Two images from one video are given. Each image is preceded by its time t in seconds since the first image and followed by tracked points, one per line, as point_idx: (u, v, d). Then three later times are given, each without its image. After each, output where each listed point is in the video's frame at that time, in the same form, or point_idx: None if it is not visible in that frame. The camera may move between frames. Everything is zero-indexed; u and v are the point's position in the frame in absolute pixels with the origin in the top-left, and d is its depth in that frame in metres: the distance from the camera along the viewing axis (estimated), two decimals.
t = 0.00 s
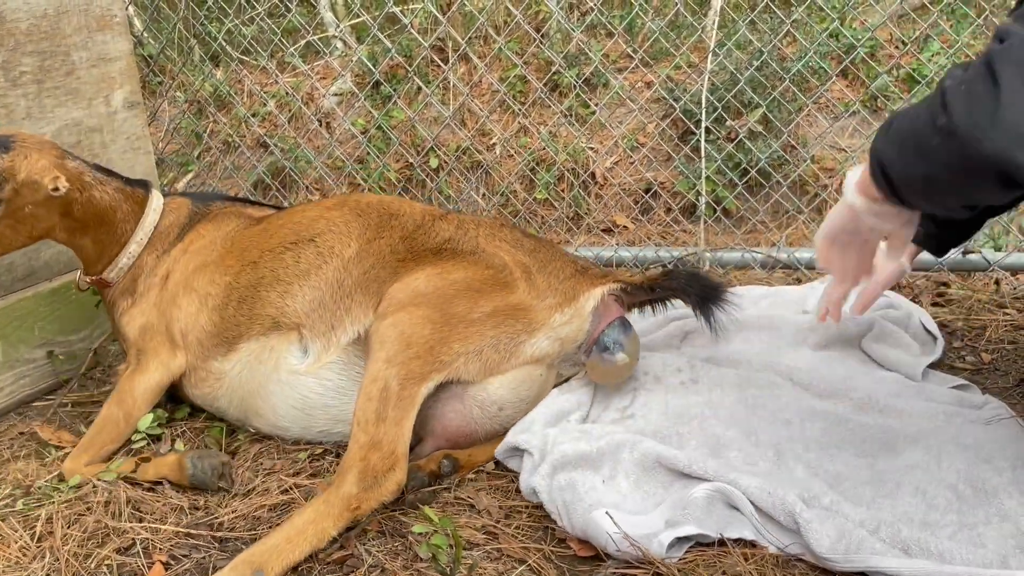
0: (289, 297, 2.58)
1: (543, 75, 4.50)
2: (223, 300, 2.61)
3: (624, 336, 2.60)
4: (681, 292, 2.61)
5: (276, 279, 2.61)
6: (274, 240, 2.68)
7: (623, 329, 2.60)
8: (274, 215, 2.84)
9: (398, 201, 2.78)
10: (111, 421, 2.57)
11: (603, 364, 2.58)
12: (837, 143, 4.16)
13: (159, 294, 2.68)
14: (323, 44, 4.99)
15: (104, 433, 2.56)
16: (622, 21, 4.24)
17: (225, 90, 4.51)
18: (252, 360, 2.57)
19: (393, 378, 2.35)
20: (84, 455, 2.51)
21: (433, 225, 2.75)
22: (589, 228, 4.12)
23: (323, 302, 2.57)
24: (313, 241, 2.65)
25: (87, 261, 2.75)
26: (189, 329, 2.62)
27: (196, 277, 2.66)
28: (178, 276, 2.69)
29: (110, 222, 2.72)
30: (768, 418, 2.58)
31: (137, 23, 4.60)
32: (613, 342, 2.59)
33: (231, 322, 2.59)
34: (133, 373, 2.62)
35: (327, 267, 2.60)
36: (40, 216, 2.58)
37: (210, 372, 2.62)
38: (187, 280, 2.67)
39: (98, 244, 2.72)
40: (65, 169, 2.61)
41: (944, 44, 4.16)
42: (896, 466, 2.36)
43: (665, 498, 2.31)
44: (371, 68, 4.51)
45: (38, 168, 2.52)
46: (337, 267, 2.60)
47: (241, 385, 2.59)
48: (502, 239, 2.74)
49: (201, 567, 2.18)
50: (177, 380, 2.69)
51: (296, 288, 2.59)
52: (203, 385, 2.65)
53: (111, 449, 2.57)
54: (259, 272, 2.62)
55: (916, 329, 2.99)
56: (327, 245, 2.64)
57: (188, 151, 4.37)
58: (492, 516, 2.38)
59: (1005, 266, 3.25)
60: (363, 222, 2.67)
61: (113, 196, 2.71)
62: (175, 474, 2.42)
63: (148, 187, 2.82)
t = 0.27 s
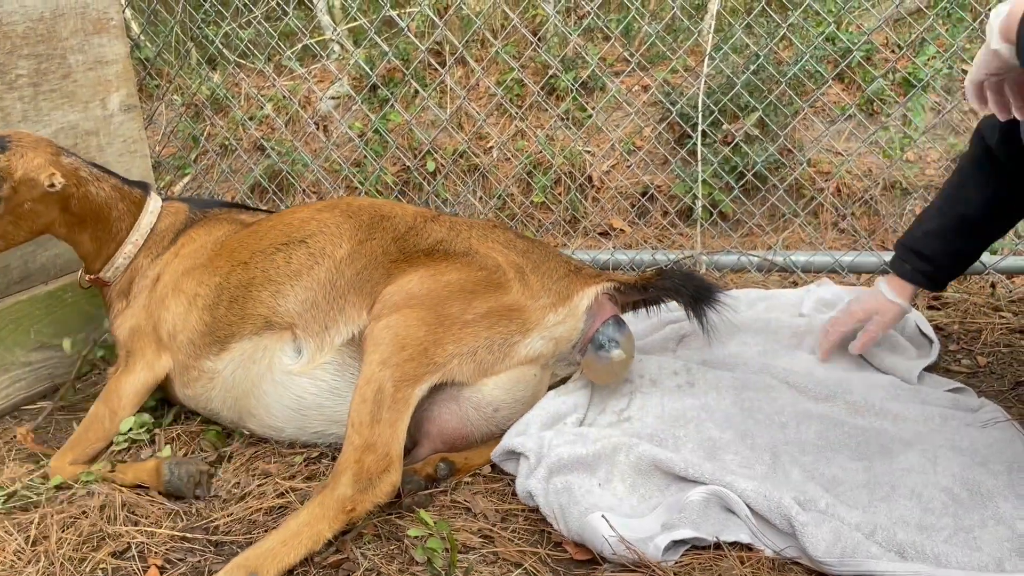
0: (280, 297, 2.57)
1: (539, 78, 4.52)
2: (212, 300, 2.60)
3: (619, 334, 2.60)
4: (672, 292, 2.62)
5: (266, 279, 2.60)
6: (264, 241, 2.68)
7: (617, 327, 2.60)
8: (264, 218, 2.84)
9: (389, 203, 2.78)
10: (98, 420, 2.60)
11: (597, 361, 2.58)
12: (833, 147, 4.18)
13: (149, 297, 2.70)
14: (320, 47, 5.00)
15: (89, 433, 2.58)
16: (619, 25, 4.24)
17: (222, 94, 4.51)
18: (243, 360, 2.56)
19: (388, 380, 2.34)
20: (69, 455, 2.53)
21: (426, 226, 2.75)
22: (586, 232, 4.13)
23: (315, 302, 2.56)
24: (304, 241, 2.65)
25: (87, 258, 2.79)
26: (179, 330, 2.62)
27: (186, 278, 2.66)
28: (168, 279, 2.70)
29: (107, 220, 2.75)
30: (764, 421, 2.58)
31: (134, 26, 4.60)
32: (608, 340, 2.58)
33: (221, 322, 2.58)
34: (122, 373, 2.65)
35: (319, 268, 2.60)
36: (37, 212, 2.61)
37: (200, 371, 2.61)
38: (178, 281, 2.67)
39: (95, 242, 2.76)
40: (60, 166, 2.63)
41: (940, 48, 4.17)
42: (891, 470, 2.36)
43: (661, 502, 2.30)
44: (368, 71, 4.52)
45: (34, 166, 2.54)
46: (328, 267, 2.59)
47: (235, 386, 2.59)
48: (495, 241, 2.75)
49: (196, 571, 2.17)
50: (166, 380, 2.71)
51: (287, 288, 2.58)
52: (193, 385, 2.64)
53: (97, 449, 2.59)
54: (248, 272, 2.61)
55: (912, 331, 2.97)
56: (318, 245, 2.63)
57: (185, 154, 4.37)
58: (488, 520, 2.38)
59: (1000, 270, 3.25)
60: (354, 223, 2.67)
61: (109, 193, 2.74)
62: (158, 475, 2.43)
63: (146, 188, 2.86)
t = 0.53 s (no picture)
0: (274, 299, 2.57)
1: (536, 82, 4.54)
2: (204, 303, 2.60)
3: (614, 337, 2.62)
4: (666, 296, 2.64)
5: (259, 281, 2.59)
6: (257, 244, 2.67)
7: (612, 331, 2.61)
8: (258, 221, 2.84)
9: (382, 205, 2.77)
10: (89, 421, 2.59)
11: (591, 363, 2.59)
12: (829, 150, 4.19)
13: (142, 304, 2.71)
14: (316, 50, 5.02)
15: (79, 434, 2.56)
16: (617, 29, 4.31)
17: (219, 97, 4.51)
18: (237, 361, 2.55)
19: (384, 384, 2.33)
20: (59, 457, 2.52)
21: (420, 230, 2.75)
22: (583, 235, 4.12)
23: (310, 304, 2.56)
24: (298, 243, 2.64)
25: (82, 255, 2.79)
26: (173, 333, 2.62)
27: (179, 283, 2.67)
28: (161, 283, 2.70)
29: (103, 217, 2.76)
30: (761, 424, 2.57)
31: (130, 30, 4.60)
32: (603, 343, 2.60)
33: (214, 325, 2.58)
34: (114, 378, 2.65)
35: (312, 270, 2.59)
36: (33, 197, 2.61)
37: (193, 374, 2.61)
38: (172, 285, 2.68)
39: (90, 238, 2.76)
40: (59, 154, 2.64)
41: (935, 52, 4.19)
42: (888, 473, 2.35)
43: (658, 505, 2.30)
44: (365, 74, 4.52)
45: (32, 151, 2.56)
46: (322, 269, 2.59)
47: (228, 389, 2.57)
48: (489, 245, 2.74)
49: None
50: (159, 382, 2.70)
51: (281, 290, 2.57)
52: (186, 387, 2.63)
53: (88, 450, 2.57)
54: (241, 275, 2.61)
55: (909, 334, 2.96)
56: (312, 247, 2.63)
57: (181, 158, 4.37)
58: (485, 523, 2.38)
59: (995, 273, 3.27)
60: (347, 225, 2.67)
61: (105, 189, 2.75)
62: (149, 480, 2.42)
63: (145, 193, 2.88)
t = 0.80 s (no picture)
0: (264, 305, 2.55)
1: (533, 86, 4.54)
2: (197, 308, 2.60)
3: (607, 338, 2.58)
4: (659, 290, 2.65)
5: (249, 286, 2.58)
6: (247, 249, 2.66)
7: (606, 332, 2.58)
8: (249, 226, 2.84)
9: (371, 209, 2.78)
10: (84, 427, 2.58)
11: (587, 367, 2.56)
12: (825, 155, 4.21)
13: (134, 310, 2.70)
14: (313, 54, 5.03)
15: (75, 439, 2.56)
16: (613, 33, 4.26)
17: (216, 101, 4.52)
18: (230, 370, 2.55)
19: (378, 393, 2.32)
20: (55, 461, 2.52)
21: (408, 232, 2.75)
22: (580, 238, 4.12)
23: (299, 308, 2.54)
24: (284, 250, 2.62)
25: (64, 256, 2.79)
26: (167, 339, 2.62)
27: (172, 288, 2.67)
28: (154, 289, 2.70)
29: (88, 221, 2.76)
30: (757, 427, 2.57)
31: (127, 34, 4.60)
32: (596, 345, 2.56)
33: (206, 332, 2.57)
34: (109, 382, 2.64)
35: (302, 274, 2.58)
36: (10, 191, 2.59)
37: (188, 380, 2.61)
38: (164, 292, 2.67)
39: (73, 239, 2.76)
40: (44, 151, 2.63)
41: (931, 56, 4.20)
42: (885, 477, 2.35)
43: (655, 509, 2.30)
44: (361, 79, 4.53)
45: (16, 145, 2.56)
46: (311, 273, 2.58)
47: (224, 395, 2.57)
48: (479, 247, 2.73)
49: None
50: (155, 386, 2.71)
51: (271, 295, 2.56)
52: (181, 394, 2.64)
53: (83, 455, 2.57)
54: (231, 281, 2.60)
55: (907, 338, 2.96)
56: (299, 254, 2.61)
57: (177, 162, 4.37)
58: (482, 528, 2.37)
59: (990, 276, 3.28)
60: (335, 230, 2.66)
61: (90, 193, 2.75)
62: (145, 484, 2.42)
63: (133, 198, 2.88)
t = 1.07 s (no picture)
0: (233, 307, 2.56)
1: (529, 90, 4.56)
2: (177, 313, 2.60)
3: (577, 327, 2.54)
4: (624, 265, 2.62)
5: (218, 289, 2.59)
6: (216, 251, 2.67)
7: (574, 320, 2.54)
8: (212, 227, 2.84)
9: (323, 202, 2.79)
10: (82, 429, 2.59)
11: (558, 357, 2.52)
12: (821, 160, 4.22)
13: (120, 313, 2.70)
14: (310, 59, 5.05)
15: (74, 442, 2.57)
16: (609, 38, 4.27)
17: (212, 106, 4.52)
18: (211, 375, 2.57)
19: (350, 391, 2.30)
20: (54, 464, 2.52)
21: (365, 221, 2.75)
22: (577, 243, 4.12)
23: (266, 307, 2.54)
24: (246, 252, 2.63)
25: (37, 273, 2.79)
26: (154, 343, 2.62)
27: (155, 291, 2.66)
28: (134, 294, 2.70)
29: (59, 235, 2.75)
30: (753, 432, 2.58)
31: (124, 39, 4.61)
32: (565, 333, 2.52)
33: (187, 337, 2.57)
34: (106, 383, 2.65)
35: (266, 270, 2.59)
36: None
37: (176, 385, 2.62)
38: (141, 297, 2.68)
39: (43, 256, 2.75)
40: (14, 166, 2.64)
41: (926, 61, 4.21)
42: (881, 481, 2.35)
43: (651, 514, 2.30)
44: (358, 84, 4.53)
45: None
46: (273, 272, 2.58)
47: (209, 398, 2.58)
48: (439, 237, 2.73)
49: None
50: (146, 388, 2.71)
51: (240, 296, 2.57)
52: (172, 399, 2.65)
53: (80, 460, 2.57)
54: (204, 286, 2.60)
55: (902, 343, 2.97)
56: (258, 257, 2.62)
57: (174, 167, 4.37)
58: (478, 533, 2.37)
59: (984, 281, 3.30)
60: (290, 228, 2.66)
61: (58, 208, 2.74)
62: (143, 489, 2.41)
63: (103, 210, 2.87)
